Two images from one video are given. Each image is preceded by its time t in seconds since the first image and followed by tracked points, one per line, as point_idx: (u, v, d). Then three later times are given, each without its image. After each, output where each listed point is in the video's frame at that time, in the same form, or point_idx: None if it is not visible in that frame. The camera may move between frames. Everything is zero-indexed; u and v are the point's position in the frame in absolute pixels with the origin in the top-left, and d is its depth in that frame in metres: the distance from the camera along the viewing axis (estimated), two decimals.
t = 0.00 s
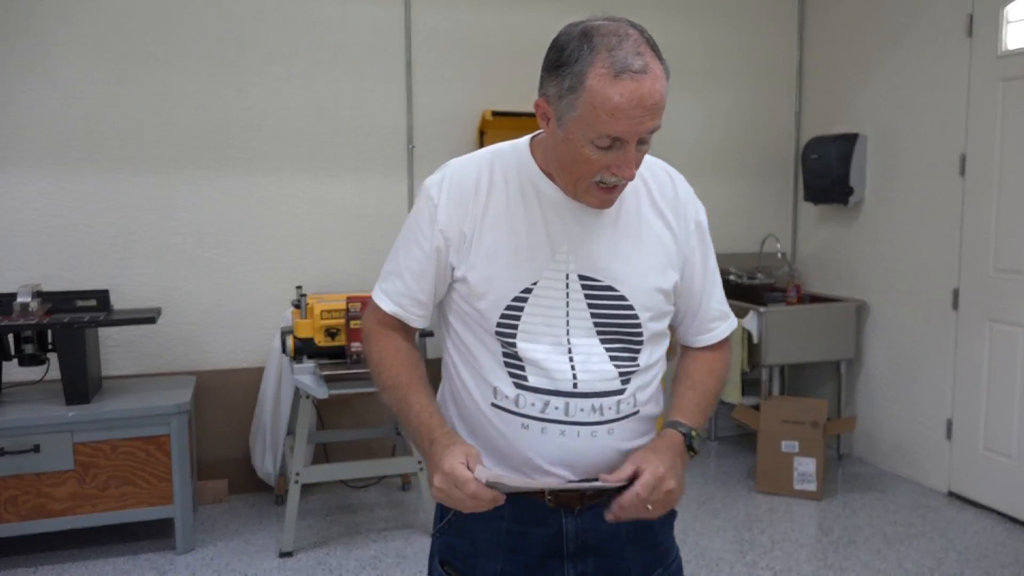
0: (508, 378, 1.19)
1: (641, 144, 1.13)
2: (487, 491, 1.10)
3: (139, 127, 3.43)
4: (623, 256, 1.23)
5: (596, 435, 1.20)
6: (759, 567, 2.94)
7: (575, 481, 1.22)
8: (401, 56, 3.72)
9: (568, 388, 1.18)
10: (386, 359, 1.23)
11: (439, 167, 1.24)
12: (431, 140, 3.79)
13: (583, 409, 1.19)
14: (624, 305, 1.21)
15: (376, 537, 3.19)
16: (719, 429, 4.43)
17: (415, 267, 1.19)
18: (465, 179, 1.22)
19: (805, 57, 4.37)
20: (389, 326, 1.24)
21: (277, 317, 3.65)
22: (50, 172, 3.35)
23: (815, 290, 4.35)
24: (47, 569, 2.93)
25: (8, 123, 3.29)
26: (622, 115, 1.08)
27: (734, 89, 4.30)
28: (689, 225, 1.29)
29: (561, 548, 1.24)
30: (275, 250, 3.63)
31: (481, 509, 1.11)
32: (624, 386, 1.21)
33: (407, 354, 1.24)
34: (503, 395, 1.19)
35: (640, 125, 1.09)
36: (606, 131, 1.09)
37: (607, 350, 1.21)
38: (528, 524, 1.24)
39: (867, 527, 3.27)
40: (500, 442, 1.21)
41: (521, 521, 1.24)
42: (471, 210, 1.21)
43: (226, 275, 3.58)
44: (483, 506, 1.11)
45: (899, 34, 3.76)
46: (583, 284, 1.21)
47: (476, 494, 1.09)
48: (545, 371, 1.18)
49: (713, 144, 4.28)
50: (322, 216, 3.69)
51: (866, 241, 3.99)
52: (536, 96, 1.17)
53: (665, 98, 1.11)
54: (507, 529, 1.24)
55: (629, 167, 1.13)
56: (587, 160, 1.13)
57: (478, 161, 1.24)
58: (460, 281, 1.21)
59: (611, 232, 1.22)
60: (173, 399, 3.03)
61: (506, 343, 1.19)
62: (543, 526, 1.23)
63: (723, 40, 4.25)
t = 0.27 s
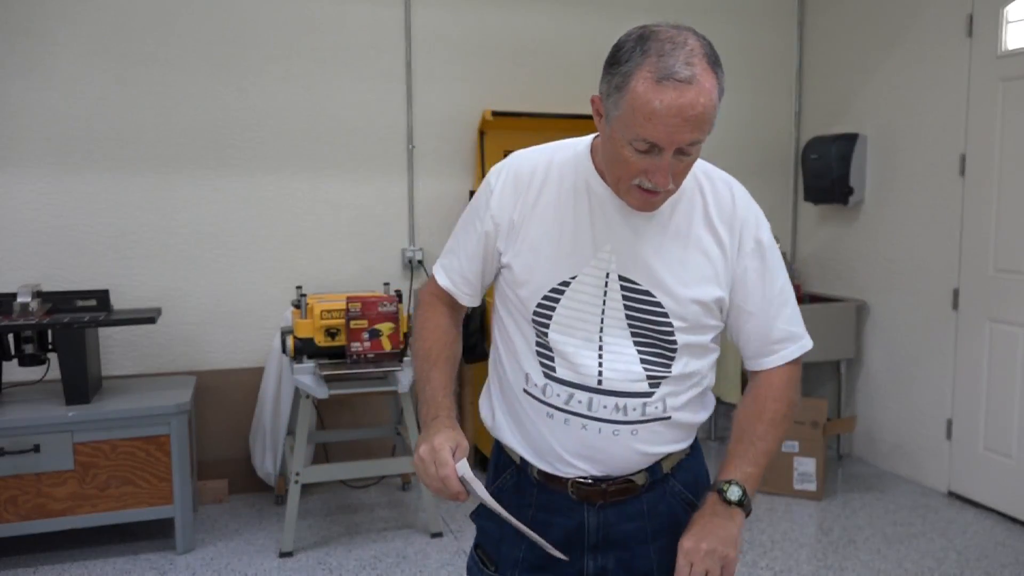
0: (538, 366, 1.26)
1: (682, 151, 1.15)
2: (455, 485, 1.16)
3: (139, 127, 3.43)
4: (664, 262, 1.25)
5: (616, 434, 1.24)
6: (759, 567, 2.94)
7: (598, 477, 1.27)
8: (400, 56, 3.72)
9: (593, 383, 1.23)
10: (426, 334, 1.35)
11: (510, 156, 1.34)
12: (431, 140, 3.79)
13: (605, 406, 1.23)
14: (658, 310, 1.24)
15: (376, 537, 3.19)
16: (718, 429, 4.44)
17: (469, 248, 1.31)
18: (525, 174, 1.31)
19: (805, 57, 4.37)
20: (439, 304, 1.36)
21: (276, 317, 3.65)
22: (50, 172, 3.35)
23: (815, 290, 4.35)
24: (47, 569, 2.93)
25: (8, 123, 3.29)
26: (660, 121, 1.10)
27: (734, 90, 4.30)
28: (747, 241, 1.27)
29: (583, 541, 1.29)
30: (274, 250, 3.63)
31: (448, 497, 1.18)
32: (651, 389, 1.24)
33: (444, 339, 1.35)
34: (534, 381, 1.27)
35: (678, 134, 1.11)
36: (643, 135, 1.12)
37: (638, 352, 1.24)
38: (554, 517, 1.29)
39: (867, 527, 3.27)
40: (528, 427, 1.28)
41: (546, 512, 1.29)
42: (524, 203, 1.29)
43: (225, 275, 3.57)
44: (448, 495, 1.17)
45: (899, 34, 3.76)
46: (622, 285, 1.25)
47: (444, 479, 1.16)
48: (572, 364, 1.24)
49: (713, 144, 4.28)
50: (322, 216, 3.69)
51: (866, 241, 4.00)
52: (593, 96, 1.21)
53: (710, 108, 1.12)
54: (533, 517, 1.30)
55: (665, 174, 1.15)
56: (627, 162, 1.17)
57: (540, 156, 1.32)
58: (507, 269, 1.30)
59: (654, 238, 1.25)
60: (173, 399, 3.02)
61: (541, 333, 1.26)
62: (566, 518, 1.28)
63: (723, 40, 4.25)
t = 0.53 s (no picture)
0: (552, 354, 1.33)
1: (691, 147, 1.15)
2: (447, 458, 1.32)
3: (140, 127, 3.43)
4: (677, 264, 1.25)
5: (619, 427, 1.27)
6: (759, 567, 2.94)
7: (602, 471, 1.30)
8: (401, 57, 3.72)
9: (598, 374, 1.27)
10: (466, 320, 1.49)
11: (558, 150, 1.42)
12: (431, 140, 3.80)
13: (608, 398, 1.27)
14: (666, 309, 1.24)
15: (376, 536, 3.19)
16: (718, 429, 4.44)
17: (505, 236, 1.42)
18: (560, 170, 1.37)
19: (805, 57, 4.37)
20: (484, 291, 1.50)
21: (277, 317, 3.65)
22: (50, 172, 3.35)
23: (814, 290, 4.35)
24: (47, 569, 2.93)
25: (8, 123, 3.29)
26: (664, 113, 1.12)
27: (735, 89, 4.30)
28: (769, 254, 1.21)
29: (590, 535, 1.32)
30: (275, 250, 3.63)
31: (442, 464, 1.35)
32: (655, 386, 1.25)
33: (480, 327, 1.48)
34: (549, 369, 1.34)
35: (682, 126, 1.12)
36: (648, 126, 1.14)
37: (646, 349, 1.26)
38: (563, 509, 1.34)
39: (867, 527, 3.27)
40: (543, 413, 1.36)
41: (555, 504, 1.34)
42: (553, 198, 1.36)
43: (225, 274, 3.58)
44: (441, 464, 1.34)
45: (899, 34, 3.76)
46: (635, 282, 1.27)
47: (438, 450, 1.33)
48: (580, 354, 1.29)
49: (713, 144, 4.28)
50: (322, 216, 3.69)
51: (866, 241, 4.00)
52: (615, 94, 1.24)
53: (719, 103, 1.12)
54: (543, 509, 1.36)
55: (672, 168, 1.16)
56: (638, 157, 1.18)
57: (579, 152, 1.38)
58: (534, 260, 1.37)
59: (669, 238, 1.25)
60: (173, 398, 3.03)
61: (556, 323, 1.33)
62: (574, 511, 1.33)
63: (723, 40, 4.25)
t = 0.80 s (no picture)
0: (560, 350, 1.35)
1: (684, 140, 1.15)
2: (449, 449, 1.37)
3: (140, 127, 3.44)
4: (683, 262, 1.24)
5: (618, 424, 1.28)
6: (759, 567, 2.94)
7: (603, 468, 1.32)
8: (401, 57, 3.72)
9: (599, 370, 1.29)
10: (488, 313, 1.52)
11: (583, 150, 1.44)
12: (431, 140, 3.80)
13: (608, 395, 1.28)
14: (668, 308, 1.24)
15: (376, 536, 3.19)
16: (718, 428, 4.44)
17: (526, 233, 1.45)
18: (577, 170, 1.40)
19: (805, 56, 4.37)
20: (508, 286, 1.52)
21: (277, 317, 3.65)
22: (51, 172, 3.35)
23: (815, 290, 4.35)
24: (47, 569, 2.93)
25: (8, 123, 3.29)
26: (653, 107, 1.12)
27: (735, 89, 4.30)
28: (779, 255, 1.19)
29: (591, 532, 1.33)
30: (275, 250, 3.63)
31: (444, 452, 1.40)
32: (656, 385, 1.25)
33: (500, 322, 1.50)
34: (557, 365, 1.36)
35: (671, 120, 1.12)
36: (638, 121, 1.14)
37: (648, 347, 1.26)
38: (565, 505, 1.36)
39: (867, 527, 3.27)
40: (551, 407, 1.38)
41: (558, 500, 1.36)
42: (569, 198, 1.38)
43: (225, 274, 3.58)
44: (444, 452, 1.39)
45: (899, 34, 3.76)
46: (641, 280, 1.27)
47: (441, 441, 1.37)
48: (584, 350, 1.31)
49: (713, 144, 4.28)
50: (322, 216, 3.69)
51: (866, 241, 4.00)
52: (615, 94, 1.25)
53: (709, 96, 1.11)
54: (547, 505, 1.38)
55: (666, 163, 1.15)
56: (633, 153, 1.19)
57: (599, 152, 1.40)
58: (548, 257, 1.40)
59: (676, 238, 1.25)
60: (173, 398, 3.03)
61: (564, 319, 1.36)
62: (576, 508, 1.34)
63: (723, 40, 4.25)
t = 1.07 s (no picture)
0: (566, 351, 1.35)
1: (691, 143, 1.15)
2: (457, 454, 1.36)
3: (140, 127, 3.44)
4: (692, 263, 1.24)
5: (626, 426, 1.27)
6: (759, 567, 2.94)
7: (610, 470, 1.31)
8: (401, 57, 3.72)
9: (608, 371, 1.28)
10: (489, 316, 1.52)
11: (587, 151, 1.44)
12: (431, 140, 3.79)
13: (617, 396, 1.27)
14: (680, 308, 1.24)
15: (376, 536, 3.19)
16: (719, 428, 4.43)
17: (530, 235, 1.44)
18: (583, 171, 1.39)
19: (805, 57, 4.37)
20: (509, 289, 1.52)
21: (277, 317, 3.65)
22: (51, 172, 3.35)
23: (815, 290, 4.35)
24: (47, 569, 2.93)
25: (8, 123, 3.29)
26: (658, 111, 1.12)
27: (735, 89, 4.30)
28: (789, 256, 1.19)
29: (596, 535, 1.32)
30: (275, 250, 3.63)
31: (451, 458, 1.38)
32: (666, 386, 1.25)
33: (502, 324, 1.50)
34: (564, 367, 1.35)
35: (676, 125, 1.12)
36: (644, 126, 1.15)
37: (658, 348, 1.26)
38: (571, 507, 1.35)
39: (867, 527, 3.27)
40: (556, 410, 1.38)
41: (564, 503, 1.36)
42: (573, 199, 1.38)
43: (225, 274, 3.57)
44: (450, 458, 1.37)
45: (899, 34, 3.76)
46: (650, 281, 1.27)
47: (448, 446, 1.36)
48: (593, 351, 1.30)
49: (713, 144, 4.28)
50: (322, 216, 3.69)
51: (866, 241, 4.00)
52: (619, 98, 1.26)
53: (714, 98, 1.12)
54: (553, 508, 1.37)
55: (674, 166, 1.16)
56: (641, 157, 1.19)
57: (604, 154, 1.40)
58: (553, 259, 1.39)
59: (684, 239, 1.25)
60: (173, 398, 3.03)
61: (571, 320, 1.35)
62: (582, 510, 1.34)
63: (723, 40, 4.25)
